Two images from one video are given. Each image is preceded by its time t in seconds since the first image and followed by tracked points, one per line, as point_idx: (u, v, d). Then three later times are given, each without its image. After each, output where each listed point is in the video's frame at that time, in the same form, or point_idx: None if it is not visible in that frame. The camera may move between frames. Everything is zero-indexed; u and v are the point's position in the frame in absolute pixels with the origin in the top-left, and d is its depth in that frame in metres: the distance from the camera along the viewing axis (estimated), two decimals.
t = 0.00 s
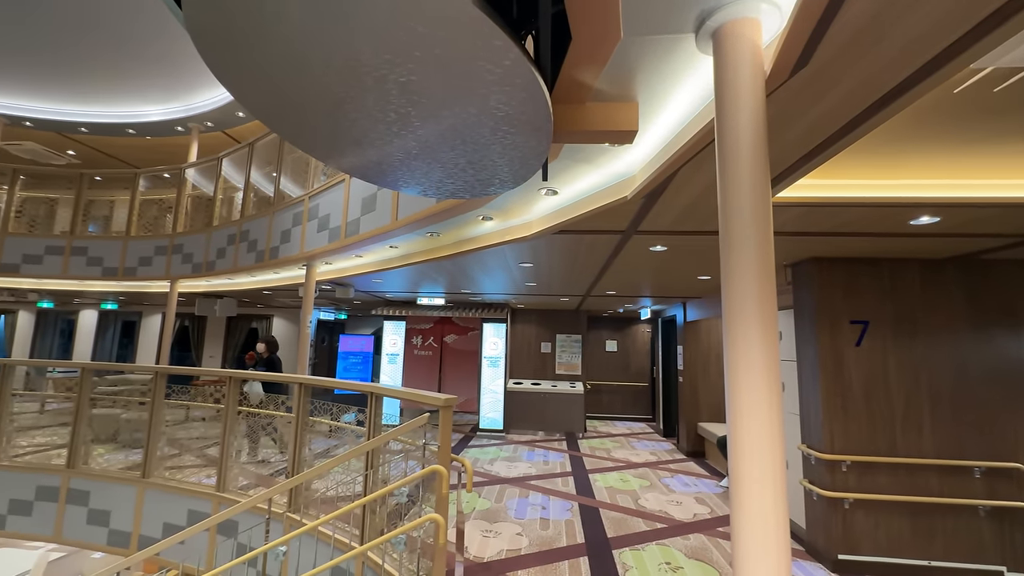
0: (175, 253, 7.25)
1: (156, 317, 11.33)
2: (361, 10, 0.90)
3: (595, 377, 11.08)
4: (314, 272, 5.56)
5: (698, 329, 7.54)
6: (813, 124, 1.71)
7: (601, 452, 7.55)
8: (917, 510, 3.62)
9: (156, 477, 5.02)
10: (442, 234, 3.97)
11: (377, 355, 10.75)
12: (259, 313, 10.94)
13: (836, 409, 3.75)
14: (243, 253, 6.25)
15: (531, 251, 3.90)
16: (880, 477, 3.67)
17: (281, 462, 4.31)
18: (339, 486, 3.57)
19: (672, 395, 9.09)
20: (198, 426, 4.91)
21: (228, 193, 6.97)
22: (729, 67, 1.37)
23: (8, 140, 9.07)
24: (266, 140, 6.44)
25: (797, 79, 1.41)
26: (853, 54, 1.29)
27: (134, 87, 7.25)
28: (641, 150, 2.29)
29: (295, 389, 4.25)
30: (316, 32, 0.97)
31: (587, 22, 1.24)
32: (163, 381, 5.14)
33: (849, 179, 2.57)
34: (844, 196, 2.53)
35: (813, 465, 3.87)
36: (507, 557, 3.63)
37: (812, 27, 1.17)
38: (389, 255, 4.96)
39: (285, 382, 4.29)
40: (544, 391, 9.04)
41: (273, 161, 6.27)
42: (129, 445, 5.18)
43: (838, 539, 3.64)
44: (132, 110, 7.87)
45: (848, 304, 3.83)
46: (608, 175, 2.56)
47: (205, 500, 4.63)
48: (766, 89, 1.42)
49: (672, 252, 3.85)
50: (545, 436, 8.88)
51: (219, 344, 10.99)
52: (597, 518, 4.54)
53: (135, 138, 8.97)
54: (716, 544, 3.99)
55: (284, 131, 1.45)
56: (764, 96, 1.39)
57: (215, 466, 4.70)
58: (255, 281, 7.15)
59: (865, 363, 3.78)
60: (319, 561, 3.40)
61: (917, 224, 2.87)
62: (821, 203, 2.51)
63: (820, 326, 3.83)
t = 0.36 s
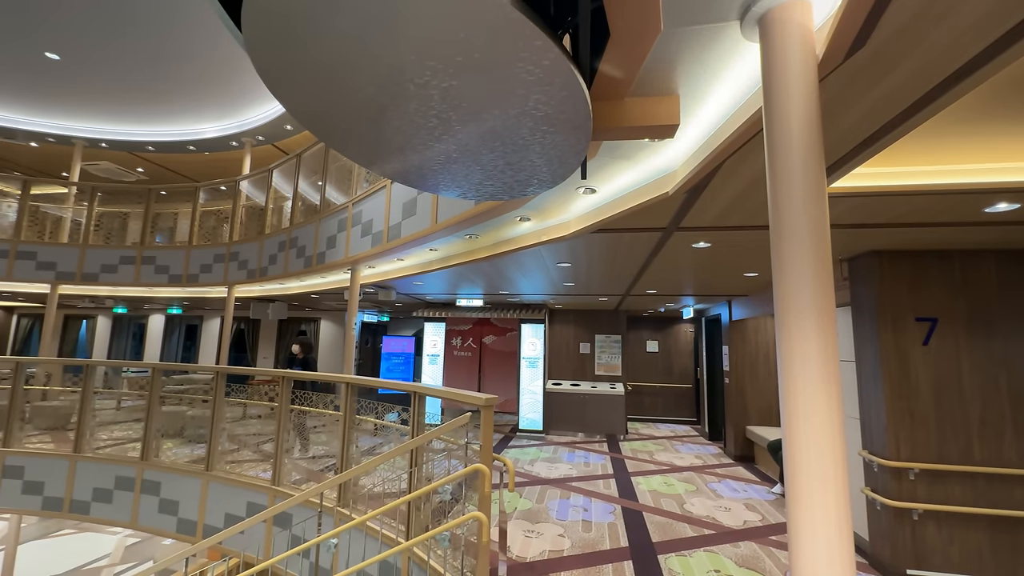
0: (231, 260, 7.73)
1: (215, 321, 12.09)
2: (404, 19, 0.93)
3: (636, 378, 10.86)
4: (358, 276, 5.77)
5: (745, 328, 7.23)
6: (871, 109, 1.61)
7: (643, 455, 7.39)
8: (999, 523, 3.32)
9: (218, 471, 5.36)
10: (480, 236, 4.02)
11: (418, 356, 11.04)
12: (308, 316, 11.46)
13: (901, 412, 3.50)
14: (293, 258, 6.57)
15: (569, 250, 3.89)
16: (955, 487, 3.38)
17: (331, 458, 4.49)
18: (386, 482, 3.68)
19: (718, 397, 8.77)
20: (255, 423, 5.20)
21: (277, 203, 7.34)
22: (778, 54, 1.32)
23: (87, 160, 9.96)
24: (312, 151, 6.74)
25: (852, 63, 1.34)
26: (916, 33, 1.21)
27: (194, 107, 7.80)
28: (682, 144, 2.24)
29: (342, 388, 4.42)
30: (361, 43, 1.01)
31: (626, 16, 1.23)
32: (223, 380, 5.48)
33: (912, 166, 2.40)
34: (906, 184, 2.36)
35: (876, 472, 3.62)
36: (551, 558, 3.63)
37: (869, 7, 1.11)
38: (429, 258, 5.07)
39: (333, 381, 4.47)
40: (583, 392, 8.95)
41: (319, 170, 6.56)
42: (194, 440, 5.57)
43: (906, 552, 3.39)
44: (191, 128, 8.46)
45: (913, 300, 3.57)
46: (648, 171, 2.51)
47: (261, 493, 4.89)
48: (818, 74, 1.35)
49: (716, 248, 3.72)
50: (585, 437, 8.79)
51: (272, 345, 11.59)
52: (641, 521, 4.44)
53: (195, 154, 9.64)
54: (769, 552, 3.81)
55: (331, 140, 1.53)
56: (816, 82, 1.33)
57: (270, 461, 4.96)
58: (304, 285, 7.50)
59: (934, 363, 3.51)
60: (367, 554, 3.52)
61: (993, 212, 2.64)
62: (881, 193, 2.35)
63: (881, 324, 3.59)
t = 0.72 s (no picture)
0: (278, 265, 8.11)
1: (264, 323, 12.72)
2: (445, 27, 0.96)
3: (675, 379, 10.58)
4: (397, 278, 5.92)
5: (793, 327, 6.91)
6: (932, 93, 1.51)
7: (685, 457, 7.20)
8: None
9: (270, 466, 5.63)
10: (516, 237, 4.04)
11: (455, 357, 11.20)
12: (350, 318, 11.87)
13: (971, 416, 3.24)
14: (335, 262, 6.82)
15: (606, 249, 3.85)
16: None
17: (374, 455, 4.64)
18: (427, 480, 3.77)
19: (764, 399, 8.42)
20: (303, 421, 5.44)
21: (320, 209, 7.64)
22: (829, 40, 1.26)
23: (149, 175, 10.72)
24: (352, 158, 6.97)
25: (912, 46, 1.26)
26: (986, 11, 1.13)
27: (242, 121, 8.19)
28: (724, 138, 2.18)
29: (384, 387, 4.55)
30: (403, 52, 1.05)
31: (666, 8, 1.21)
32: (273, 379, 5.77)
33: (981, 151, 2.22)
34: (975, 171, 2.18)
35: (943, 480, 3.38)
36: (591, 559, 3.61)
37: None
38: (465, 259, 5.14)
39: (375, 381, 4.61)
40: (621, 392, 8.81)
41: (358, 177, 6.78)
42: (249, 436, 5.89)
43: (979, 568, 3.15)
44: (242, 141, 8.94)
45: (983, 295, 3.31)
46: (688, 167, 2.46)
47: (310, 487, 5.11)
48: (874, 59, 1.28)
49: (760, 244, 3.58)
50: (623, 439, 8.65)
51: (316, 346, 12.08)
52: (684, 526, 4.33)
53: (244, 166, 10.18)
54: (823, 563, 3.63)
55: (372, 146, 1.59)
56: (873, 68, 1.26)
57: (318, 457, 5.17)
58: (346, 288, 7.77)
59: (1008, 363, 3.24)
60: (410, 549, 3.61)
61: None
62: (944, 181, 2.20)
63: (947, 321, 3.35)
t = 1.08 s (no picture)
0: (325, 270, 8.48)
1: (312, 325, 13.32)
2: (487, 30, 0.99)
3: (721, 380, 10.21)
4: (438, 280, 6.05)
5: (850, 325, 6.53)
6: (1010, 70, 1.40)
7: (733, 461, 6.94)
8: None
9: (321, 461, 5.89)
10: (555, 237, 4.04)
11: (494, 357, 11.30)
12: (392, 319, 12.23)
13: None
14: (379, 266, 7.05)
15: (647, 247, 3.79)
16: None
17: (419, 453, 4.76)
18: (470, 478, 3.83)
19: (818, 401, 7.99)
20: (351, 418, 5.67)
21: (363, 215, 7.92)
22: (890, 22, 1.20)
23: (208, 187, 11.48)
24: (393, 164, 7.18)
25: (985, 21, 1.18)
26: None
27: (290, 134, 8.59)
28: (773, 128, 2.10)
29: (427, 387, 4.66)
30: (447, 57, 1.09)
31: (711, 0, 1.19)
32: (322, 378, 6.04)
33: None
34: None
35: None
36: (637, 562, 3.56)
37: None
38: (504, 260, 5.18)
39: (419, 380, 4.73)
40: (664, 393, 8.60)
41: (399, 182, 6.98)
42: (301, 432, 6.19)
43: None
44: (290, 151, 9.40)
45: None
46: (734, 160, 2.39)
47: (358, 482, 5.30)
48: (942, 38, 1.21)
49: (812, 238, 3.41)
50: (666, 441, 8.44)
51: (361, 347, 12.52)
52: (734, 531, 4.18)
53: (292, 176, 10.72)
54: None
55: (416, 151, 1.66)
56: (940, 47, 1.19)
57: (366, 454, 5.36)
58: (388, 290, 8.02)
59: None
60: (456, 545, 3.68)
61: None
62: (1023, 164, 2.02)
63: None
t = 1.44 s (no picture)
0: (372, 273, 8.79)
1: (360, 327, 13.84)
2: (530, 26, 1.01)
3: (775, 381, 9.72)
4: (480, 281, 6.13)
5: (921, 321, 6.04)
6: None
7: (790, 466, 6.58)
8: None
9: (371, 458, 6.11)
10: (597, 235, 3.98)
11: (537, 357, 11.29)
12: (435, 320, 12.51)
13: None
14: (423, 268, 7.23)
15: (694, 243, 3.68)
16: None
17: (465, 451, 4.84)
18: (514, 477, 3.85)
19: (886, 404, 7.44)
20: (399, 417, 5.85)
21: (407, 219, 8.15)
22: None
23: (264, 198, 12.21)
24: (434, 168, 7.33)
25: None
26: None
27: (338, 143, 8.98)
28: (831, 112, 1.99)
29: (472, 386, 4.72)
30: (490, 54, 1.13)
31: None
32: (371, 378, 6.26)
33: None
34: None
35: None
36: (688, 567, 3.45)
37: None
38: (546, 260, 5.18)
39: (463, 379, 4.81)
40: (713, 394, 8.28)
41: (440, 186, 7.13)
42: (353, 429, 6.45)
43: None
44: (338, 160, 9.84)
45: None
46: (788, 148, 2.28)
47: (407, 479, 5.45)
48: None
49: (877, 228, 3.19)
50: (717, 444, 8.13)
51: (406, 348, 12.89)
52: (794, 539, 3.97)
53: (340, 184, 11.21)
54: None
55: (463, 153, 1.71)
56: None
57: (414, 451, 5.51)
58: (432, 292, 8.20)
59: None
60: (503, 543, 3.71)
61: None
62: None
63: None
